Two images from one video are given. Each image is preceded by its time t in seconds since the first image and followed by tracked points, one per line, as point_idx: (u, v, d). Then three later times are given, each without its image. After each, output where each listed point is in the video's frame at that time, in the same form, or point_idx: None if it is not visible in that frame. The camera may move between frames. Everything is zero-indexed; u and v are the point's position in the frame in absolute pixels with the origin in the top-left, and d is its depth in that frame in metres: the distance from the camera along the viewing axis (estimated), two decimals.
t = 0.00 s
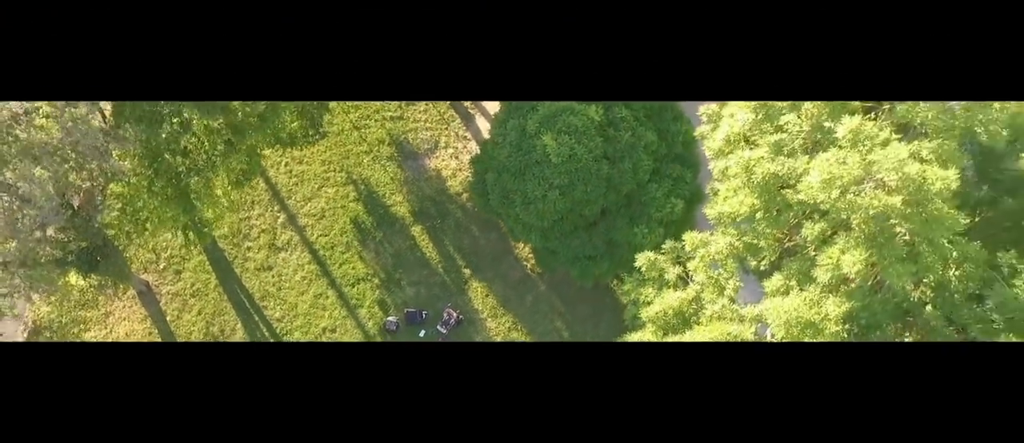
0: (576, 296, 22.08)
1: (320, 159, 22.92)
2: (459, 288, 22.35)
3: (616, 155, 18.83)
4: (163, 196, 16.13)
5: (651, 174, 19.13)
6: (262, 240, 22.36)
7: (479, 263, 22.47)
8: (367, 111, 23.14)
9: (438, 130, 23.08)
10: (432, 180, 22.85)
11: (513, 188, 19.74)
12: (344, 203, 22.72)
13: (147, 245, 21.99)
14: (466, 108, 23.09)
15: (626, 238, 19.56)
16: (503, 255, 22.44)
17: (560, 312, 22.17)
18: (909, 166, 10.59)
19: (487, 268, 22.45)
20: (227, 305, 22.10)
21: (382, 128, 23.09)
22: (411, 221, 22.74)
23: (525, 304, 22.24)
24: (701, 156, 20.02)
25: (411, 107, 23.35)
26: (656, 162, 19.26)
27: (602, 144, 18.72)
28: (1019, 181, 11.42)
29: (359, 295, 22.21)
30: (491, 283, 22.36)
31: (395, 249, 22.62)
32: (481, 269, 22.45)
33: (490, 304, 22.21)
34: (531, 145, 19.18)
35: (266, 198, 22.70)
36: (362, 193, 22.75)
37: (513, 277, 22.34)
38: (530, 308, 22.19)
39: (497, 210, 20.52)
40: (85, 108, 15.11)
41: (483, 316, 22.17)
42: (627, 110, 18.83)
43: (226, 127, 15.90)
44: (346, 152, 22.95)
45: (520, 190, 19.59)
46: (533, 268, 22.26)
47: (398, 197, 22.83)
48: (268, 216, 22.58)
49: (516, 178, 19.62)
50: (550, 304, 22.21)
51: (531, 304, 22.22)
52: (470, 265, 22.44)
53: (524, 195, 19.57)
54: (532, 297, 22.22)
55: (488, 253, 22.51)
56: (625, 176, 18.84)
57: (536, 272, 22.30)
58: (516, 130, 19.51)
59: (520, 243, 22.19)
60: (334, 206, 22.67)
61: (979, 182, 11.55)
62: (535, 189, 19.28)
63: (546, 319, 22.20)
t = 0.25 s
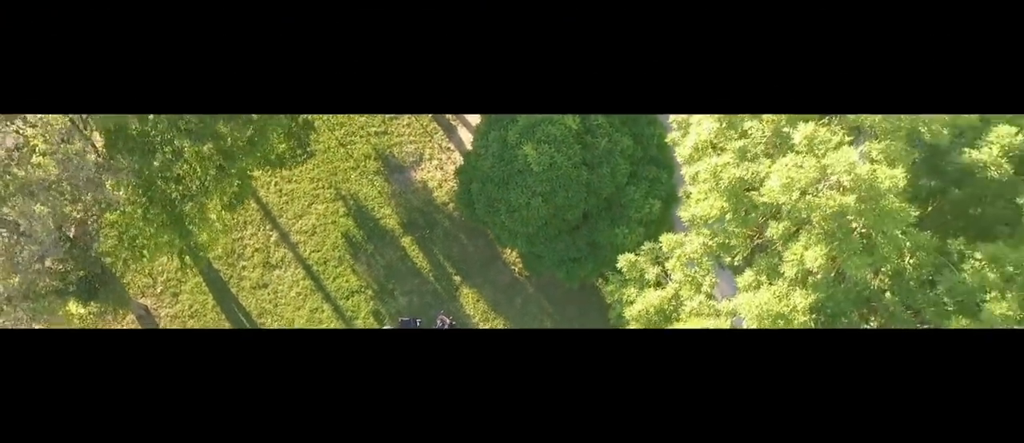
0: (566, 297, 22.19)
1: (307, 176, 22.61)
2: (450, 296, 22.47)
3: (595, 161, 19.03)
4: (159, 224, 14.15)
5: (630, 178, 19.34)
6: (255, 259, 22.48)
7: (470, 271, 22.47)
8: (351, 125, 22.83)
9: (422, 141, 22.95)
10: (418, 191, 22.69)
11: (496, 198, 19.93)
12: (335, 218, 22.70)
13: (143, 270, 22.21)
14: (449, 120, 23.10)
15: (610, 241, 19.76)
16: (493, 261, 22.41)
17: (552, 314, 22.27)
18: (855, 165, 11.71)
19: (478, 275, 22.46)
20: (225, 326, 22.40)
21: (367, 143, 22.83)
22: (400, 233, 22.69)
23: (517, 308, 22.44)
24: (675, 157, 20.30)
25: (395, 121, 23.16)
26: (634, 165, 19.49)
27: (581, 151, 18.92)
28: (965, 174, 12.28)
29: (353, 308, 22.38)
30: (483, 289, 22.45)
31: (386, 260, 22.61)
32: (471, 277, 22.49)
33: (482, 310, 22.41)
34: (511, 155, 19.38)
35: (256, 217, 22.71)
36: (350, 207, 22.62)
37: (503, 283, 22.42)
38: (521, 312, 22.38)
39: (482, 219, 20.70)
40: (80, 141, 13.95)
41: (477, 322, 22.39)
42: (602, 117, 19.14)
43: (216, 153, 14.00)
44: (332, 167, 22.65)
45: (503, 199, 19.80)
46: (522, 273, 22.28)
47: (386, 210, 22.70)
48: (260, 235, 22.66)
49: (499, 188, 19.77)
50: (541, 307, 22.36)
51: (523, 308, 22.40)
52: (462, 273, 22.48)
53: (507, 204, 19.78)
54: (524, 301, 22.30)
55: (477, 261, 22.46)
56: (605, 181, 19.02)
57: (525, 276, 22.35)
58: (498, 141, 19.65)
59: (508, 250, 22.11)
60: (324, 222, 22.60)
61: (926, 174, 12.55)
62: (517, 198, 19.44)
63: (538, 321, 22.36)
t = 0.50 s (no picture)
0: (558, 299, 22.33)
1: (299, 191, 22.84)
2: (443, 302, 22.92)
3: (578, 166, 19.49)
4: (156, 246, 15.01)
5: (612, 181, 19.76)
6: (251, 274, 22.91)
7: (461, 277, 22.85)
8: (340, 140, 23.05)
9: (409, 153, 23.08)
10: (407, 203, 22.91)
11: (484, 205, 20.45)
12: (327, 231, 22.94)
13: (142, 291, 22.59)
14: (433, 131, 23.21)
15: (596, 242, 20.15)
16: (484, 266, 22.73)
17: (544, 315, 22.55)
18: (821, 168, 12.53)
19: (469, 281, 22.86)
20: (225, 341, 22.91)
21: (356, 157, 23.05)
22: (392, 243, 22.90)
23: (509, 311, 22.91)
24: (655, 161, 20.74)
25: (382, 134, 23.28)
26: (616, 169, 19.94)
27: (563, 157, 19.37)
28: (923, 169, 13.10)
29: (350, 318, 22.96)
30: (475, 294, 22.90)
31: (380, 271, 22.93)
32: (463, 282, 22.87)
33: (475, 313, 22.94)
34: (497, 164, 19.94)
35: (250, 234, 23.01)
36: (343, 220, 22.91)
37: (495, 287, 22.72)
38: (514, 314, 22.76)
39: (471, 226, 21.24)
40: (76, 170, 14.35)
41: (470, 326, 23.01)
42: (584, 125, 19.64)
43: (209, 174, 14.73)
44: (323, 182, 22.92)
45: (491, 207, 20.30)
46: (513, 277, 22.51)
47: (377, 221, 22.88)
48: (255, 251, 23.01)
49: (487, 195, 20.33)
50: (533, 309, 22.62)
51: (515, 311, 22.77)
52: (454, 279, 22.84)
53: (495, 211, 20.21)
54: (516, 304, 22.70)
55: (468, 267, 22.81)
56: (588, 184, 19.47)
57: (516, 280, 22.57)
58: (484, 152, 20.24)
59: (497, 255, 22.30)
60: (317, 236, 22.87)
61: (890, 169, 13.31)
62: (504, 204, 19.95)
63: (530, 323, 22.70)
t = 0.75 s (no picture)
0: (546, 299, 22.75)
1: (286, 210, 22.77)
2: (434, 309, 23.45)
3: (558, 171, 19.50)
4: (148, 274, 15.61)
5: (594, 184, 19.67)
6: (243, 295, 22.96)
7: (450, 284, 23.19)
8: (323, 157, 22.97)
9: (391, 166, 23.09)
10: (393, 216, 22.96)
11: (468, 213, 20.68)
12: (316, 248, 22.97)
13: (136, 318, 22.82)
14: (415, 144, 22.99)
15: (580, 245, 20.23)
16: (472, 272, 22.95)
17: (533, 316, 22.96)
18: (783, 169, 13.64)
19: (458, 288, 23.21)
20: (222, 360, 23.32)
21: (342, 174, 23.00)
22: (381, 256, 23.13)
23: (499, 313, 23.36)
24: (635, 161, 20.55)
25: (364, 149, 23.15)
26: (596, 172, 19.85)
27: (544, 164, 19.36)
28: (881, 162, 13.83)
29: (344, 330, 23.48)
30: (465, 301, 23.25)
31: (370, 283, 23.21)
32: (453, 289, 23.20)
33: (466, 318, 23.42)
34: (480, 173, 19.99)
35: (239, 255, 22.95)
36: (331, 236, 22.99)
37: (484, 292, 23.04)
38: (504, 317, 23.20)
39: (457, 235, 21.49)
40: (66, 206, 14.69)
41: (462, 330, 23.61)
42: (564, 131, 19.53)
43: (197, 200, 15.14)
44: (309, 200, 22.81)
45: (476, 214, 20.51)
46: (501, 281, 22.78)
47: (365, 234, 23.01)
48: (245, 271, 22.99)
49: (472, 204, 20.53)
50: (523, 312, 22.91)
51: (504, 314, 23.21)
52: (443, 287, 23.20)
53: (480, 219, 20.38)
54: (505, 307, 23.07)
55: (457, 275, 22.97)
56: (568, 189, 19.46)
57: (505, 284, 22.84)
58: (466, 163, 20.31)
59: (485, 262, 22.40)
60: (307, 253, 22.86)
61: (854, 162, 13.96)
62: (487, 212, 20.12)
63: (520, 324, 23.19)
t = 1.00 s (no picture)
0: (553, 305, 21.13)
1: (274, 226, 21.56)
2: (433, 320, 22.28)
3: (541, 177, 19.78)
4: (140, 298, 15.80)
5: (576, 188, 19.94)
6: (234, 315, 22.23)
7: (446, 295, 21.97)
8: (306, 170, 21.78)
9: (377, 178, 22.12)
10: (382, 228, 21.95)
11: (456, 223, 20.86)
12: (307, 263, 21.86)
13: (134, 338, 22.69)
14: (399, 155, 21.97)
15: (568, 248, 20.19)
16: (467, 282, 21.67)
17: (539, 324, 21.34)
18: (754, 169, 14.57)
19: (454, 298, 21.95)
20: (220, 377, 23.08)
21: (328, 188, 21.96)
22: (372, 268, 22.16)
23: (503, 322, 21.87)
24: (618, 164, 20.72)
25: (348, 162, 22.13)
26: (578, 176, 20.08)
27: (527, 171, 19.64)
28: (848, 155, 14.81)
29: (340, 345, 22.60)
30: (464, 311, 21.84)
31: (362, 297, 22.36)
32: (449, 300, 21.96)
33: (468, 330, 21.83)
34: (465, 182, 20.32)
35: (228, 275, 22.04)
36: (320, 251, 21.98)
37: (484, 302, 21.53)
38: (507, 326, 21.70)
39: (445, 244, 21.27)
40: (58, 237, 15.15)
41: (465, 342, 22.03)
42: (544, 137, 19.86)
43: (187, 223, 15.32)
44: (296, 216, 21.64)
45: (463, 223, 20.71)
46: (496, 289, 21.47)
47: (354, 248, 22.09)
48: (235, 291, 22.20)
49: (458, 213, 20.71)
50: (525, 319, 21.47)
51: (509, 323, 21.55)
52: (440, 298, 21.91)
53: (466, 228, 20.58)
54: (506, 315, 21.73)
55: (450, 284, 21.83)
56: (552, 194, 19.67)
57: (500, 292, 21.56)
58: (451, 173, 20.63)
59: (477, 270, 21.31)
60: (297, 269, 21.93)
61: (822, 156, 14.76)
62: (474, 221, 20.37)
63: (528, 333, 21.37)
